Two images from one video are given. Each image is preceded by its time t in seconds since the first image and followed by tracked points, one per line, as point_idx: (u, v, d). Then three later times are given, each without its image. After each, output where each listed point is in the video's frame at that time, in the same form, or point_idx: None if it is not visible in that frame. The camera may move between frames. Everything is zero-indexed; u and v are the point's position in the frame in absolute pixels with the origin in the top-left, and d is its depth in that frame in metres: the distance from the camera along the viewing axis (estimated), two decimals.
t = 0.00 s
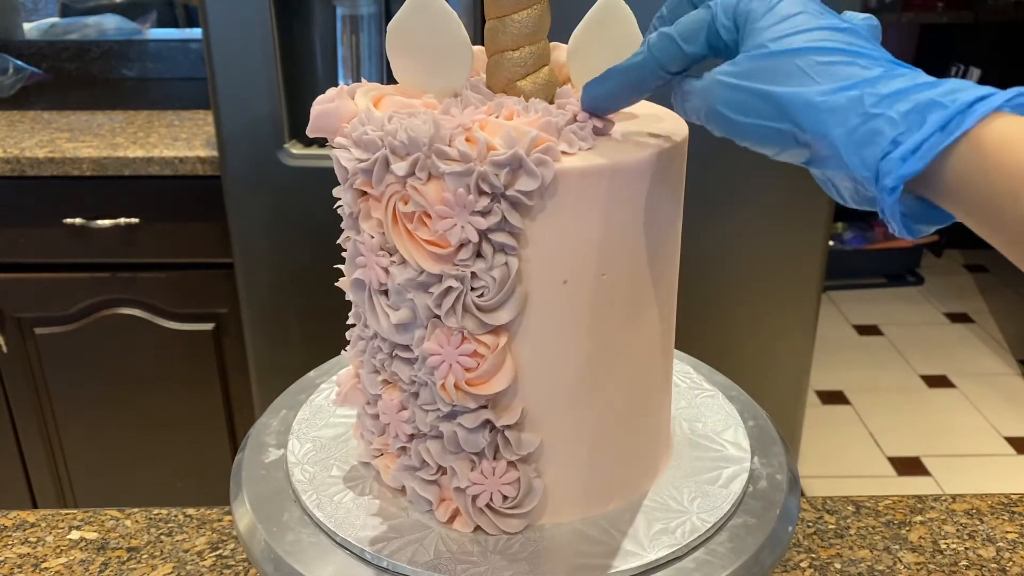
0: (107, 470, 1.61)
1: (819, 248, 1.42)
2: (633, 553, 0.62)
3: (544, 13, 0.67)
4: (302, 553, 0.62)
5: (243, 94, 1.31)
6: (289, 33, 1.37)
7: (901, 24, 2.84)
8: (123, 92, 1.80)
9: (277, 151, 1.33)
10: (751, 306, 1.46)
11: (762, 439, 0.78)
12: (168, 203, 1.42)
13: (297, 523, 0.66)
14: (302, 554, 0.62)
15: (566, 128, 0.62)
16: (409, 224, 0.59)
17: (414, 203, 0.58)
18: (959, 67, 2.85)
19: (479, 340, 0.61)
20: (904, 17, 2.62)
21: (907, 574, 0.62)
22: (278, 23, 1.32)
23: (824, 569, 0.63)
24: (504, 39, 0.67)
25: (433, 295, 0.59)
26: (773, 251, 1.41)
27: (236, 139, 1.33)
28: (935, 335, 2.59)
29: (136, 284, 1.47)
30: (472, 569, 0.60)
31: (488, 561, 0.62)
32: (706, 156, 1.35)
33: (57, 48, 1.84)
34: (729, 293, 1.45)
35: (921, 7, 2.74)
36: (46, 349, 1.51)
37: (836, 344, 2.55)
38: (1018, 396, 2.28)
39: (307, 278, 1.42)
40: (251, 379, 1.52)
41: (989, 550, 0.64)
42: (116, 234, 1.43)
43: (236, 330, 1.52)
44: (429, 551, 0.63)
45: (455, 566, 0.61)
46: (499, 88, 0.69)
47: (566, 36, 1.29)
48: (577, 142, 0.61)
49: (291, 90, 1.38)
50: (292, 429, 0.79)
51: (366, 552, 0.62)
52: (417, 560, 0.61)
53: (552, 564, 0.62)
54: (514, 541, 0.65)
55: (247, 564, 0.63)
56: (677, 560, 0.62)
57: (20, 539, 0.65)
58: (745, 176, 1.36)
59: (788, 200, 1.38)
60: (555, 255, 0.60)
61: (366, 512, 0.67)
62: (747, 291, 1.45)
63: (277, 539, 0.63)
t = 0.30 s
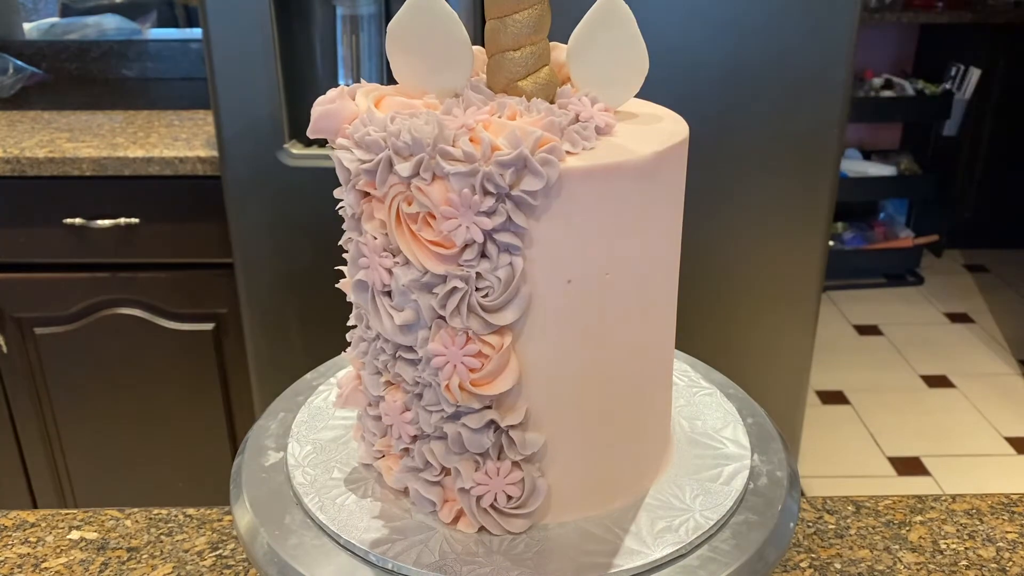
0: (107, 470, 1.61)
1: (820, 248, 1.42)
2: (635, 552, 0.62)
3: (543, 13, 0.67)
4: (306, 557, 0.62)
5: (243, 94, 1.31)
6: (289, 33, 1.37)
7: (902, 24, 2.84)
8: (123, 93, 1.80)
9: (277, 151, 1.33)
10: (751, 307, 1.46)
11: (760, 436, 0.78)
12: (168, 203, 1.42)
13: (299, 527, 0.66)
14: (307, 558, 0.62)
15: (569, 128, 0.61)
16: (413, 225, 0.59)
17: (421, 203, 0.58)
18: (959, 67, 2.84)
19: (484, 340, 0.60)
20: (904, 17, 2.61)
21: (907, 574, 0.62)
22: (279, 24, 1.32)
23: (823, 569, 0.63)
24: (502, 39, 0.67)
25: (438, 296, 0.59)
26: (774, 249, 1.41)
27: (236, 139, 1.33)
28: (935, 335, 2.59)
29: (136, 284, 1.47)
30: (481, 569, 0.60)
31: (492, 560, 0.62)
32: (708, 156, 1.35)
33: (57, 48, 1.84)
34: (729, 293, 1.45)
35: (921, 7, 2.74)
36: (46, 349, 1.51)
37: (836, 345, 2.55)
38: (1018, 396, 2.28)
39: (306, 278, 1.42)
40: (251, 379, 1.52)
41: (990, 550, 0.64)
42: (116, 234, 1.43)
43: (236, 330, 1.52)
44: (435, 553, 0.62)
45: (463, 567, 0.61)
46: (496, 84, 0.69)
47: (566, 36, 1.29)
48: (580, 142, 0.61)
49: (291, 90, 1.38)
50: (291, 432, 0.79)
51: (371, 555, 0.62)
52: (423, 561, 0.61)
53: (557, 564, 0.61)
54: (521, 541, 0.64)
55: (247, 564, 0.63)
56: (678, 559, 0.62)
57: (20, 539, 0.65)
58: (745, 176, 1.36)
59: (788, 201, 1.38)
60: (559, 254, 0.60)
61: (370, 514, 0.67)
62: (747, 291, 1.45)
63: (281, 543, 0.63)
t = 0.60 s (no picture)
0: (107, 469, 1.61)
1: (820, 248, 1.42)
2: (636, 551, 0.62)
3: (543, 12, 0.67)
4: (312, 559, 0.62)
5: (243, 94, 1.31)
6: (289, 33, 1.37)
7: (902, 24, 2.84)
8: (123, 92, 1.80)
9: (277, 151, 1.33)
10: (751, 307, 1.46)
11: (760, 432, 0.78)
12: (168, 203, 1.42)
13: (303, 529, 0.65)
14: (312, 560, 0.62)
15: (572, 127, 0.61)
16: (417, 225, 0.58)
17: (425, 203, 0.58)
18: (959, 67, 2.84)
19: (489, 341, 0.60)
20: (904, 17, 2.61)
21: (907, 574, 0.62)
22: (279, 24, 1.32)
23: (823, 569, 0.63)
24: (501, 40, 0.67)
25: (442, 296, 0.59)
26: (775, 250, 1.41)
27: (236, 139, 1.33)
28: (935, 335, 2.59)
29: (136, 284, 1.47)
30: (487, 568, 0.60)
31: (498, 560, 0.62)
32: (707, 156, 1.35)
33: (57, 48, 1.84)
34: (729, 293, 1.45)
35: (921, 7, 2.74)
36: (46, 349, 1.51)
37: (836, 344, 2.55)
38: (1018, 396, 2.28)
39: (307, 278, 1.42)
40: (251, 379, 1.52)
41: (990, 550, 0.64)
42: (116, 234, 1.43)
43: (236, 330, 1.52)
44: (440, 554, 0.62)
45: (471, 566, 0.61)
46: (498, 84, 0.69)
47: (566, 35, 1.29)
48: (583, 141, 0.61)
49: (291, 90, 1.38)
50: (291, 434, 0.79)
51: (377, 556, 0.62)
52: (431, 563, 0.61)
53: (561, 563, 0.61)
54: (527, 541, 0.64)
55: (247, 564, 0.63)
56: (680, 558, 0.61)
57: (20, 539, 0.65)
58: (745, 176, 1.36)
59: (788, 201, 1.38)
60: (563, 254, 0.60)
61: (375, 515, 0.67)
62: (748, 291, 1.44)
63: (286, 547, 0.63)
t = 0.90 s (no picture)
0: (108, 469, 1.61)
1: (819, 249, 1.42)
2: (637, 548, 0.62)
3: (547, 15, 0.66)
4: (318, 561, 0.62)
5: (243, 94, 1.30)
6: (289, 32, 1.37)
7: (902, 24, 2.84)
8: (123, 91, 1.80)
9: (277, 151, 1.33)
10: (751, 307, 1.46)
11: (764, 435, 0.78)
12: (168, 203, 1.42)
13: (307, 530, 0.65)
14: (317, 561, 0.61)
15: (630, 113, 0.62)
16: (536, 233, 0.56)
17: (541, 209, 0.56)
18: (959, 67, 2.84)
19: (609, 334, 0.60)
20: (904, 17, 2.61)
21: (907, 574, 0.62)
22: (279, 24, 1.32)
23: (823, 569, 0.63)
24: (506, 41, 0.66)
25: (566, 299, 0.57)
26: (777, 250, 1.41)
27: (236, 139, 1.33)
28: (935, 335, 2.59)
29: (136, 284, 1.47)
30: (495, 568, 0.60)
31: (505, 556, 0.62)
32: (708, 157, 1.35)
33: (58, 48, 1.84)
34: (729, 292, 1.45)
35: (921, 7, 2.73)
36: (46, 349, 1.51)
37: (835, 344, 2.55)
38: (1018, 396, 2.28)
39: (306, 278, 1.42)
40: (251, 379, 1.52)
41: (990, 550, 0.64)
42: (115, 234, 1.43)
43: (235, 330, 1.52)
44: (579, 547, 0.63)
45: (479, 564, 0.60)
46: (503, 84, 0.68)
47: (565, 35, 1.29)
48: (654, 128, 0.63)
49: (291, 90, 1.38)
50: (290, 444, 0.77)
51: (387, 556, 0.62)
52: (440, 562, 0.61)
53: (571, 561, 0.61)
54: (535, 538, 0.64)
55: (247, 564, 0.63)
56: (681, 557, 0.62)
57: (20, 539, 0.65)
58: (745, 176, 1.36)
59: (789, 203, 1.38)
60: (656, 238, 0.64)
61: (384, 513, 0.67)
62: (749, 291, 1.45)
63: (291, 548, 0.63)
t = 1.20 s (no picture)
0: (108, 469, 1.61)
1: (819, 249, 1.42)
2: (629, 547, 0.62)
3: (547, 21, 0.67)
4: (321, 562, 0.61)
5: (243, 94, 1.30)
6: (288, 32, 1.37)
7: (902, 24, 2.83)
8: (123, 91, 1.80)
9: (277, 151, 1.33)
10: (751, 307, 1.46)
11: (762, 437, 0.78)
12: (168, 203, 1.42)
13: (308, 531, 0.65)
14: (322, 561, 0.62)
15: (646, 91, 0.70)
16: (672, 208, 0.62)
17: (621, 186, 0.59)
18: (959, 67, 2.84)
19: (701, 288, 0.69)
20: (904, 17, 2.61)
21: (907, 574, 0.62)
22: (279, 24, 1.32)
23: (823, 569, 0.63)
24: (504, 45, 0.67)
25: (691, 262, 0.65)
26: (776, 250, 1.41)
27: (236, 139, 1.33)
28: (935, 335, 2.59)
29: (136, 284, 1.47)
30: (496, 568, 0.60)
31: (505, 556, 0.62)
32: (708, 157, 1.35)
33: (58, 48, 1.84)
34: (728, 291, 1.44)
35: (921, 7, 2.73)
36: (46, 349, 1.51)
37: (835, 344, 2.55)
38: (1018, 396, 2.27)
39: (307, 278, 1.42)
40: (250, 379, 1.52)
41: (990, 550, 0.64)
42: (116, 234, 1.43)
43: (235, 330, 1.52)
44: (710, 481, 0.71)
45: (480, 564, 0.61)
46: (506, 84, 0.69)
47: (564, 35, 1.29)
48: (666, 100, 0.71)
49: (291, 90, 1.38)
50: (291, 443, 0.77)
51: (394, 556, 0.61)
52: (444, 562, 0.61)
53: (570, 558, 0.61)
54: (532, 538, 0.64)
55: (247, 564, 0.63)
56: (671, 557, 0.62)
57: (20, 539, 0.65)
58: (745, 176, 1.36)
59: (789, 203, 1.38)
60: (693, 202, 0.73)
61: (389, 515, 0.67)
62: (747, 291, 1.45)
63: (295, 551, 0.62)
